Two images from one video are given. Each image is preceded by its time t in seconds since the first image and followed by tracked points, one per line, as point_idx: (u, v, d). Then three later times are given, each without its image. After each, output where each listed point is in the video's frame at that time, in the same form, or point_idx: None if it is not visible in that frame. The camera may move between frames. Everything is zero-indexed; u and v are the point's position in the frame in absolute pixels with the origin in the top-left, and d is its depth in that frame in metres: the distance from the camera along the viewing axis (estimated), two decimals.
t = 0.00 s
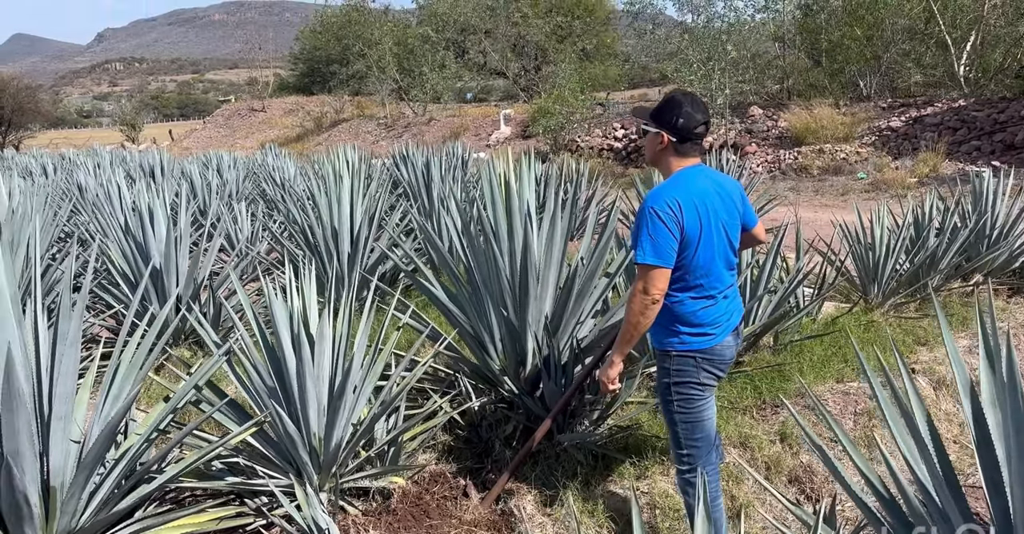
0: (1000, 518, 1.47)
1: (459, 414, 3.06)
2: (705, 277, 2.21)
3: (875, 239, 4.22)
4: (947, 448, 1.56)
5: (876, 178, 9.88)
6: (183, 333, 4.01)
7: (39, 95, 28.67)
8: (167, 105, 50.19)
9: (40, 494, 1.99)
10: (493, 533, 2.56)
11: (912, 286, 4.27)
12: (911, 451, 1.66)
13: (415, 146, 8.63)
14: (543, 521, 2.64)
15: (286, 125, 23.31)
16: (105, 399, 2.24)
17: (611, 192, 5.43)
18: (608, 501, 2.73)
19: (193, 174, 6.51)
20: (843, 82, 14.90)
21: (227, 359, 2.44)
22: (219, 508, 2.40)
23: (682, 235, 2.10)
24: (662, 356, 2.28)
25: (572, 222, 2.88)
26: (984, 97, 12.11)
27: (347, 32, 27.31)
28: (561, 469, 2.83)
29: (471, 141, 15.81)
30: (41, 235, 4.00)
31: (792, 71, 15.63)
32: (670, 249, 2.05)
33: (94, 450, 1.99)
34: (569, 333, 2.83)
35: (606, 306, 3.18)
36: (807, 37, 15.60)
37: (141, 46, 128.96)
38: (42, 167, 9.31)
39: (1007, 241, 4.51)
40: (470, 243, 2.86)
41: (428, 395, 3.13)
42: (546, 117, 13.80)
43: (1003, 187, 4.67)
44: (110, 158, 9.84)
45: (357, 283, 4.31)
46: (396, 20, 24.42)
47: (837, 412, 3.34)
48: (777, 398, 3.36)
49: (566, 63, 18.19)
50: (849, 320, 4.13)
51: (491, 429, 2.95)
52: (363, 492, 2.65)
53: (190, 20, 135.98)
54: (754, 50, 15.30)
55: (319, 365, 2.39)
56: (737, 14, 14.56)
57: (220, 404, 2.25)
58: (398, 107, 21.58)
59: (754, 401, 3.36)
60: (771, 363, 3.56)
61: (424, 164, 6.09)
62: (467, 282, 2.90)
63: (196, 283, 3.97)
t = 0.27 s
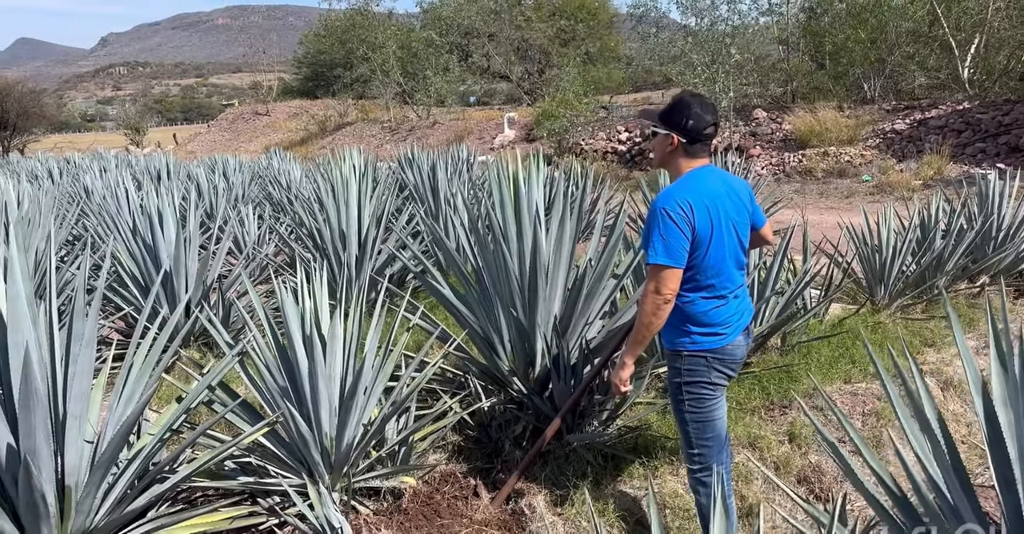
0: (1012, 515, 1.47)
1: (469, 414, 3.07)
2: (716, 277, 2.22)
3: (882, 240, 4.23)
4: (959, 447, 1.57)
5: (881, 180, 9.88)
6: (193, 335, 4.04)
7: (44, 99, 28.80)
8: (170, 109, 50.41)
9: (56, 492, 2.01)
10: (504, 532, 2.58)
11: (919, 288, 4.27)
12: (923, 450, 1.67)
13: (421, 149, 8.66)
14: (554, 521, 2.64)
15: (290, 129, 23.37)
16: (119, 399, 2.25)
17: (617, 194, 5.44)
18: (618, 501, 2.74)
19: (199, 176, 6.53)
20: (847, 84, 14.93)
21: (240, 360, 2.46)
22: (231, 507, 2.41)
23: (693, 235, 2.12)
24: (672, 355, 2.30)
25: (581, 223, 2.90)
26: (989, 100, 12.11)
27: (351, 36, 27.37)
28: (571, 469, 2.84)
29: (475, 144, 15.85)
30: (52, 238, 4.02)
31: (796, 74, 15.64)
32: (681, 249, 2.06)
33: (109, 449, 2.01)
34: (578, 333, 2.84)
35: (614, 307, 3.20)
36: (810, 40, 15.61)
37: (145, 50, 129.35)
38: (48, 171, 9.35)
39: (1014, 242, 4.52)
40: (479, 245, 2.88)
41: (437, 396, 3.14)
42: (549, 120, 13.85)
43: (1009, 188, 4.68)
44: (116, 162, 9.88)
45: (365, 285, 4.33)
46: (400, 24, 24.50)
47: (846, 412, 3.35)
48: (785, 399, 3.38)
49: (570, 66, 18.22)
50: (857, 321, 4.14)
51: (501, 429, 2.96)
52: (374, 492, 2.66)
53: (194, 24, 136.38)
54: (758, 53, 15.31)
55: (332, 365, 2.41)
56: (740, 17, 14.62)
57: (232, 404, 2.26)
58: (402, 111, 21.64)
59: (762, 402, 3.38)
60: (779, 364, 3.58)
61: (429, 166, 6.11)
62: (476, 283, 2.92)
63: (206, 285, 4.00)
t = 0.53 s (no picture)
0: (1012, 520, 1.48)
1: (469, 419, 3.07)
2: (716, 283, 2.22)
3: (884, 244, 4.22)
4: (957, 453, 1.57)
5: (884, 184, 9.86)
6: (195, 339, 4.05)
7: (49, 103, 28.91)
8: (175, 113, 50.59)
9: (56, 497, 2.02)
10: None
11: (922, 292, 4.26)
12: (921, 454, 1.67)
13: (424, 153, 8.68)
14: (554, 526, 2.64)
15: (293, 133, 23.42)
16: (120, 403, 2.26)
17: (620, 198, 5.44)
18: (618, 505, 2.73)
19: (202, 180, 6.54)
20: (850, 88, 14.93)
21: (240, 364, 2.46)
22: (231, 511, 2.42)
23: (694, 240, 2.11)
24: (673, 360, 2.30)
25: (581, 227, 2.89)
26: (992, 103, 12.09)
27: (354, 40, 27.43)
28: (571, 473, 2.84)
29: (478, 148, 15.87)
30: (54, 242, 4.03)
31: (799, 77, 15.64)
32: (681, 255, 2.06)
33: (110, 453, 2.02)
34: (578, 337, 2.84)
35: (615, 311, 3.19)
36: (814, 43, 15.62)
37: (150, 54, 129.76)
38: (52, 175, 9.37)
39: (1016, 246, 4.51)
40: (480, 248, 2.88)
41: (438, 401, 3.15)
42: (552, 124, 13.86)
43: (1011, 192, 4.68)
44: (120, 166, 9.89)
45: (367, 289, 4.34)
46: (404, 28, 24.55)
47: (847, 416, 3.34)
48: (786, 403, 3.37)
49: (573, 70, 18.23)
50: (858, 325, 4.13)
51: (502, 434, 2.96)
52: (374, 496, 2.66)
53: (198, 28, 136.81)
54: (761, 57, 15.30)
55: (331, 369, 2.41)
56: (743, 21, 14.67)
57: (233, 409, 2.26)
58: (405, 114, 21.68)
59: (763, 406, 3.37)
60: (780, 368, 3.57)
61: (431, 170, 6.12)
62: (476, 287, 2.92)
63: (208, 289, 4.00)
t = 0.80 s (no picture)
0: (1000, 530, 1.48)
1: (464, 424, 3.07)
2: (710, 290, 2.21)
3: (881, 249, 4.22)
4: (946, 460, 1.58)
5: (884, 187, 9.85)
6: (192, 344, 4.05)
7: (52, 106, 28.97)
8: (178, 116, 50.71)
9: (48, 504, 2.01)
10: None
11: (919, 297, 4.25)
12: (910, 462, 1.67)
13: (424, 157, 8.68)
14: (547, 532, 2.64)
15: (296, 136, 23.45)
16: (113, 408, 2.26)
17: (618, 202, 5.43)
18: (612, 512, 2.73)
19: (202, 184, 6.55)
20: (851, 91, 14.92)
21: (233, 370, 2.46)
22: (224, 518, 2.42)
23: (686, 249, 2.11)
24: (666, 367, 2.29)
25: (576, 233, 2.88)
26: (993, 106, 12.06)
27: (357, 44, 27.49)
28: (565, 480, 2.84)
29: (480, 151, 15.88)
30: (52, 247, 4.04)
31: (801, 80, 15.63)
32: (675, 265, 2.06)
33: (101, 460, 2.01)
34: (573, 343, 2.84)
35: (611, 316, 3.19)
36: (815, 46, 15.60)
37: (154, 58, 130.15)
38: (53, 179, 9.40)
39: (1015, 251, 4.50)
40: (475, 254, 2.87)
41: (433, 406, 3.15)
42: (553, 128, 13.87)
43: (1010, 196, 4.67)
44: (122, 170, 9.91)
45: (364, 294, 4.35)
46: (406, 32, 24.59)
47: (843, 422, 3.33)
48: (782, 409, 3.37)
49: (574, 73, 18.25)
50: (856, 330, 4.12)
51: (497, 439, 2.96)
52: (368, 502, 2.66)
53: (202, 31, 137.19)
54: (762, 60, 15.30)
55: (325, 375, 2.41)
56: (744, 25, 14.65)
57: (226, 415, 2.26)
58: (407, 118, 21.69)
59: (759, 411, 3.37)
60: (777, 373, 3.57)
61: (431, 174, 6.11)
62: (472, 293, 2.92)
63: (205, 294, 4.01)
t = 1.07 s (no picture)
0: None
1: (463, 427, 3.07)
2: (709, 294, 2.22)
3: (881, 252, 4.21)
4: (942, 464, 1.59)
5: (885, 191, 9.84)
6: (192, 346, 4.06)
7: (55, 109, 29.02)
8: (180, 119, 50.80)
9: (46, 506, 2.02)
10: None
11: (919, 300, 4.25)
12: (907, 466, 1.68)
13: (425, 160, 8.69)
14: None
15: (298, 139, 23.49)
16: (113, 410, 2.26)
17: (618, 205, 5.43)
18: (610, 514, 2.73)
19: (204, 187, 6.56)
20: (853, 94, 14.94)
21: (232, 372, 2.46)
22: (223, 520, 2.42)
23: (686, 254, 2.11)
24: (664, 371, 2.29)
25: (576, 236, 2.88)
26: (995, 110, 12.05)
27: (359, 47, 27.54)
28: (564, 482, 2.83)
29: (482, 154, 15.90)
30: (53, 249, 4.05)
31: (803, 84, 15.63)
32: (676, 271, 2.06)
33: (100, 463, 2.02)
34: (572, 346, 2.84)
35: (611, 318, 3.18)
36: (817, 49, 15.59)
37: (157, 61, 130.30)
38: (56, 181, 9.41)
39: (1015, 254, 4.50)
40: (474, 257, 2.87)
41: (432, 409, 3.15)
42: (555, 131, 13.88)
43: (1010, 200, 4.67)
44: (124, 172, 9.92)
45: (363, 297, 4.35)
46: (408, 35, 24.62)
47: (841, 426, 3.33)
48: (781, 412, 3.37)
49: (576, 76, 18.25)
50: (856, 333, 4.12)
51: (495, 442, 2.96)
52: (366, 505, 2.66)
53: (206, 34, 137.47)
54: (764, 63, 15.29)
55: (324, 378, 2.41)
56: (746, 28, 14.66)
57: (225, 416, 2.26)
58: (409, 121, 21.71)
59: (758, 415, 3.37)
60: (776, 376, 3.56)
61: (432, 177, 6.11)
62: (471, 296, 2.92)
63: (205, 297, 4.02)
